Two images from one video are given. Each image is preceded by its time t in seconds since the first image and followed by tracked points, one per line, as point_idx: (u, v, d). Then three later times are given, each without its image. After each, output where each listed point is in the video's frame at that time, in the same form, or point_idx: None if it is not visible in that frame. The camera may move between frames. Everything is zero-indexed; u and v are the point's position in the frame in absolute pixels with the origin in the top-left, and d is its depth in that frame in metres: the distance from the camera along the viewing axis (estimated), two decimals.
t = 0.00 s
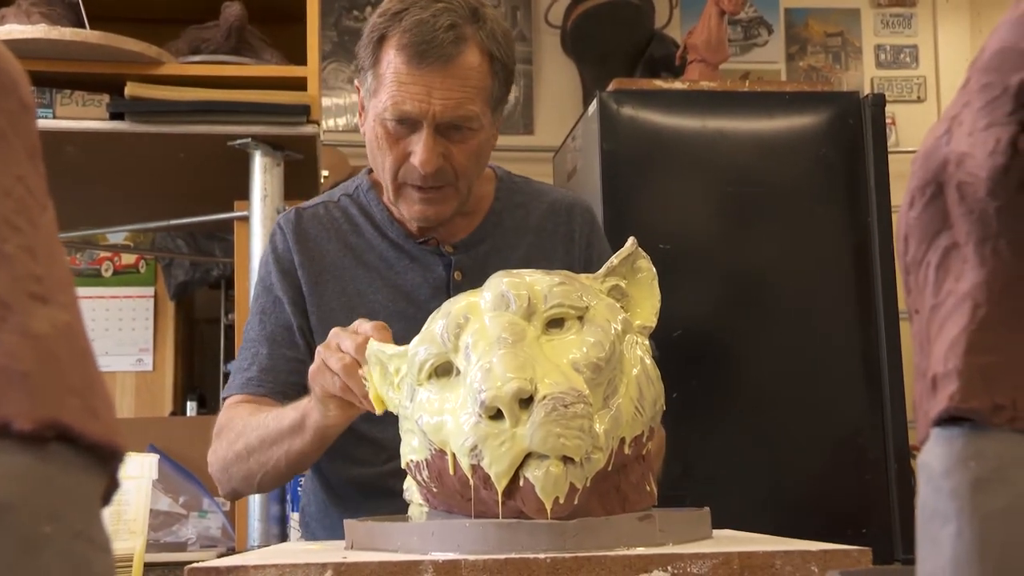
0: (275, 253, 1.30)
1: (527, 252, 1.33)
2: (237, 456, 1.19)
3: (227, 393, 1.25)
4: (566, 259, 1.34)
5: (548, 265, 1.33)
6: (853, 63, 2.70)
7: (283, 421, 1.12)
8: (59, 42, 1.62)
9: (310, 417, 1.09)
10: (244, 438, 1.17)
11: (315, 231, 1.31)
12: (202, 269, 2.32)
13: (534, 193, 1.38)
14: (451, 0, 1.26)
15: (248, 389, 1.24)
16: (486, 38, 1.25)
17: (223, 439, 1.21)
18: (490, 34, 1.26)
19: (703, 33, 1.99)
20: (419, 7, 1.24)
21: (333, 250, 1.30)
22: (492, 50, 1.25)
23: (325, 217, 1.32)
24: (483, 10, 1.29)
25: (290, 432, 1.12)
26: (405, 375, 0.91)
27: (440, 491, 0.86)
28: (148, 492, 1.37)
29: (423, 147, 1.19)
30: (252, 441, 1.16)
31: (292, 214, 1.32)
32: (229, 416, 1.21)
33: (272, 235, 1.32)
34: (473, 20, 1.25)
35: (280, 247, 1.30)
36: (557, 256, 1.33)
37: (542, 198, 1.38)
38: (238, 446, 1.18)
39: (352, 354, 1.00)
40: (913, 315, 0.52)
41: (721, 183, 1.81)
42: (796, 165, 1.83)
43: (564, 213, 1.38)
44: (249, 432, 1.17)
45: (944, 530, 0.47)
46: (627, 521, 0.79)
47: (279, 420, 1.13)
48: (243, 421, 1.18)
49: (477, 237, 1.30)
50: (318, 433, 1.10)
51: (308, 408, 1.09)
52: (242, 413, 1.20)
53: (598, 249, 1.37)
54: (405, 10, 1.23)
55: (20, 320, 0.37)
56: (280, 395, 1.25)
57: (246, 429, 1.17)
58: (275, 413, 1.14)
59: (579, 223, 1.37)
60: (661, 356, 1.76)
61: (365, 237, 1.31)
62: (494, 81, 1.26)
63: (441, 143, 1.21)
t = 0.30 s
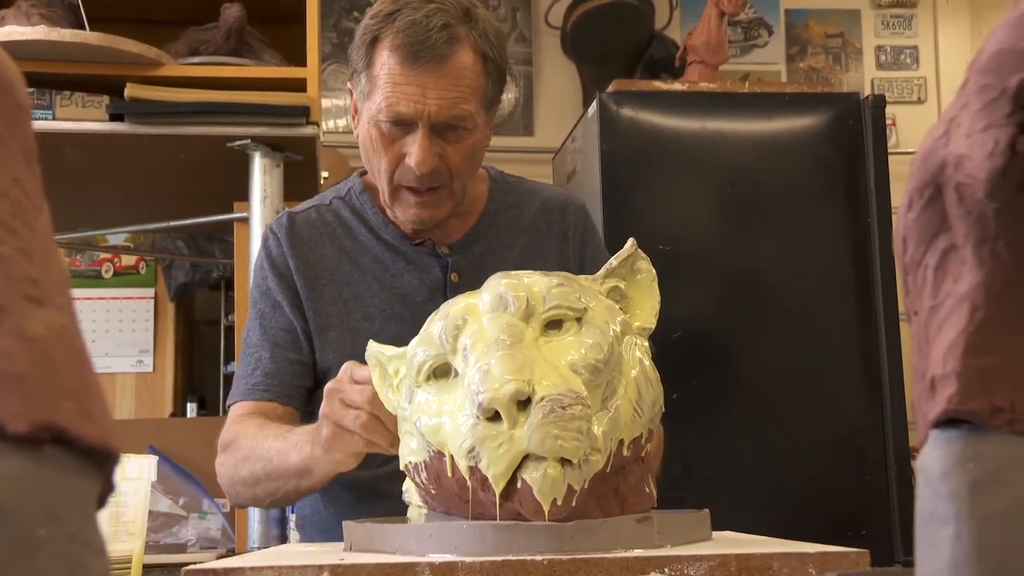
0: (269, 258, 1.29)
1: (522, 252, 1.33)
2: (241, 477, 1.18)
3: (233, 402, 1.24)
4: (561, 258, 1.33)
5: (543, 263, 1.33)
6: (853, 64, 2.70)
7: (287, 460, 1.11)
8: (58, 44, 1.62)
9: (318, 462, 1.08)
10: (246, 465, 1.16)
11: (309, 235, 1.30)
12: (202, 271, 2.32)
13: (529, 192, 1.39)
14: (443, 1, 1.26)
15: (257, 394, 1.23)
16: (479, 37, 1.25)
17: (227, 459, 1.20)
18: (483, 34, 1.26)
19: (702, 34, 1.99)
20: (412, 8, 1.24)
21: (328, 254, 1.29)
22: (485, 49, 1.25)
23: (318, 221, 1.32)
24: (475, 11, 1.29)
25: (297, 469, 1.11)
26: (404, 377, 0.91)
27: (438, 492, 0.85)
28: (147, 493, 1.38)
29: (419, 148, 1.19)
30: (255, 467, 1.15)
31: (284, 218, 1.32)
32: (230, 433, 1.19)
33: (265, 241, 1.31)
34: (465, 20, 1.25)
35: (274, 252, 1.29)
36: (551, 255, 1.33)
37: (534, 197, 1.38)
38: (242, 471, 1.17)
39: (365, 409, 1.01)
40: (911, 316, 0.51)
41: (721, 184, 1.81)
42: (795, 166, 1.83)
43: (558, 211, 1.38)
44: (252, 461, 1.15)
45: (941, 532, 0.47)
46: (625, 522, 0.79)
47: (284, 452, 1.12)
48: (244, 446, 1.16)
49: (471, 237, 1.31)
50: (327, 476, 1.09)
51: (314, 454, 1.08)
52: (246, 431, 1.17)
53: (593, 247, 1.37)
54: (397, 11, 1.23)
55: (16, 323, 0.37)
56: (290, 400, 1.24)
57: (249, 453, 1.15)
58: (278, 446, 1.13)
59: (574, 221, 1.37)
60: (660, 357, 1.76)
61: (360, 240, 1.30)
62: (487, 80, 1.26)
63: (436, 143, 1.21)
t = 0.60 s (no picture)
0: (234, 264, 1.29)
1: (491, 247, 1.33)
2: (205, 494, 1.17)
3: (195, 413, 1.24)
4: (530, 251, 1.35)
5: (512, 257, 1.34)
6: (857, 68, 2.69)
7: (238, 478, 1.09)
8: (63, 47, 1.63)
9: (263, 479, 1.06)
10: (206, 480, 1.15)
11: (274, 239, 1.30)
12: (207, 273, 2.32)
13: (496, 184, 1.39)
14: None
15: (218, 407, 1.22)
16: (442, 28, 1.25)
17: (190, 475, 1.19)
18: (445, 25, 1.26)
19: (707, 38, 1.99)
20: (372, 2, 1.24)
21: (295, 258, 1.29)
22: (449, 40, 1.25)
23: (282, 223, 1.31)
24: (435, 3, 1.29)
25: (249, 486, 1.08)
26: (408, 381, 0.91)
27: (443, 497, 0.85)
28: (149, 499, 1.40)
29: (390, 143, 1.19)
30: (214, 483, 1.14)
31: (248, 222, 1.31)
32: (194, 446, 1.19)
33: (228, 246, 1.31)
34: (428, 12, 1.25)
35: (239, 258, 1.29)
36: (519, 248, 1.34)
37: (502, 189, 1.38)
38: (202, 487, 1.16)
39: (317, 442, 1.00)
40: (917, 321, 0.52)
41: (724, 187, 1.80)
42: (800, 169, 1.83)
43: (526, 203, 1.38)
44: (211, 475, 1.14)
45: (947, 539, 0.47)
46: (630, 527, 0.79)
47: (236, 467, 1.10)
48: (203, 459, 1.16)
49: (440, 235, 1.30)
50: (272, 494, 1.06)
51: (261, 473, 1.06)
52: (205, 444, 1.17)
53: (562, 237, 1.38)
54: (359, 6, 1.24)
55: (18, 328, 0.37)
56: (252, 412, 1.24)
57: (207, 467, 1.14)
58: (229, 463, 1.11)
59: (542, 212, 1.38)
60: (664, 361, 1.75)
61: (326, 242, 1.30)
62: (453, 70, 1.26)
63: (407, 136, 1.21)
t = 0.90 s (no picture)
0: (189, 279, 1.27)
1: (449, 242, 1.34)
2: (242, 520, 1.17)
3: (198, 442, 1.23)
4: (489, 243, 1.36)
5: (472, 250, 1.34)
6: (862, 69, 2.69)
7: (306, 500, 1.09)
8: (67, 49, 1.63)
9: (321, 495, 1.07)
10: (255, 509, 1.14)
11: (231, 252, 1.28)
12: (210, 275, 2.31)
13: (447, 175, 1.40)
14: None
15: (223, 430, 1.21)
16: (379, 14, 1.25)
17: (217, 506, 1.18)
18: (381, 11, 1.25)
19: (711, 40, 1.99)
20: None
21: (253, 267, 1.28)
22: (388, 26, 1.25)
23: (236, 233, 1.30)
24: None
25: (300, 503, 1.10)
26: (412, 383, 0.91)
27: (447, 498, 0.85)
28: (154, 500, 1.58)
29: (341, 137, 1.19)
30: (256, 508, 1.14)
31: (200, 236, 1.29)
32: (212, 477, 1.18)
33: (181, 264, 1.29)
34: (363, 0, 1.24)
35: (195, 271, 1.27)
36: (477, 241, 1.35)
37: (455, 181, 1.39)
38: (240, 513, 1.16)
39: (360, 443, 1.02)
40: (921, 323, 0.52)
41: (727, 187, 1.80)
42: (804, 169, 1.82)
43: (480, 194, 1.40)
44: (263, 503, 1.13)
45: (951, 541, 0.47)
46: (636, 529, 0.79)
47: (285, 489, 1.10)
48: (246, 491, 1.14)
49: (396, 234, 1.31)
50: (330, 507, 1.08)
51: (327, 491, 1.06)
52: (237, 471, 1.15)
53: (518, 228, 1.39)
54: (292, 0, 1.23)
55: (19, 330, 0.37)
56: (255, 428, 1.23)
57: (242, 494, 1.14)
58: (284, 488, 1.10)
59: (497, 203, 1.39)
60: (667, 362, 1.74)
61: (281, 248, 1.30)
62: (393, 55, 1.25)
63: (357, 128, 1.20)
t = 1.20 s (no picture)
0: (185, 285, 1.28)
1: (445, 244, 1.34)
2: (256, 524, 1.18)
3: (202, 448, 1.24)
4: (485, 244, 1.36)
5: (469, 251, 1.35)
6: (863, 68, 2.68)
7: (329, 496, 1.11)
8: (68, 49, 1.63)
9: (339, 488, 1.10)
10: (272, 509, 1.16)
11: (228, 258, 1.29)
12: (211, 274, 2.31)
13: (442, 175, 1.40)
14: None
15: (229, 435, 1.23)
16: (370, 15, 1.25)
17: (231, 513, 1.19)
18: (372, 11, 1.26)
19: (711, 39, 1.99)
20: None
21: (249, 272, 1.29)
22: (379, 26, 1.25)
23: (231, 238, 1.30)
24: None
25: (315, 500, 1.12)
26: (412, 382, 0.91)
27: (447, 498, 0.85)
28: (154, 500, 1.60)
29: (336, 140, 1.19)
30: (273, 509, 1.16)
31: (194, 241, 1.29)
32: (222, 483, 1.19)
33: (177, 271, 1.29)
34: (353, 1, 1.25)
35: (191, 276, 1.27)
36: (473, 242, 1.35)
37: (451, 181, 1.40)
38: (255, 517, 1.18)
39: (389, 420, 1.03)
40: (920, 322, 0.52)
41: (728, 186, 1.80)
42: (804, 168, 1.82)
43: (476, 194, 1.40)
44: (280, 503, 1.15)
45: (949, 540, 0.47)
46: (634, 528, 0.79)
47: (303, 485, 1.13)
48: (261, 492, 1.15)
49: (392, 236, 1.31)
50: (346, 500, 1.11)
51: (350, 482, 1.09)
52: (248, 474, 1.16)
53: (514, 227, 1.39)
54: (282, 3, 1.24)
55: (17, 329, 0.37)
56: (261, 431, 1.25)
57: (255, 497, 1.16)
58: (302, 486, 1.13)
59: (493, 203, 1.40)
60: (669, 362, 1.74)
61: (276, 253, 1.30)
62: (385, 55, 1.26)
63: (351, 130, 1.20)
